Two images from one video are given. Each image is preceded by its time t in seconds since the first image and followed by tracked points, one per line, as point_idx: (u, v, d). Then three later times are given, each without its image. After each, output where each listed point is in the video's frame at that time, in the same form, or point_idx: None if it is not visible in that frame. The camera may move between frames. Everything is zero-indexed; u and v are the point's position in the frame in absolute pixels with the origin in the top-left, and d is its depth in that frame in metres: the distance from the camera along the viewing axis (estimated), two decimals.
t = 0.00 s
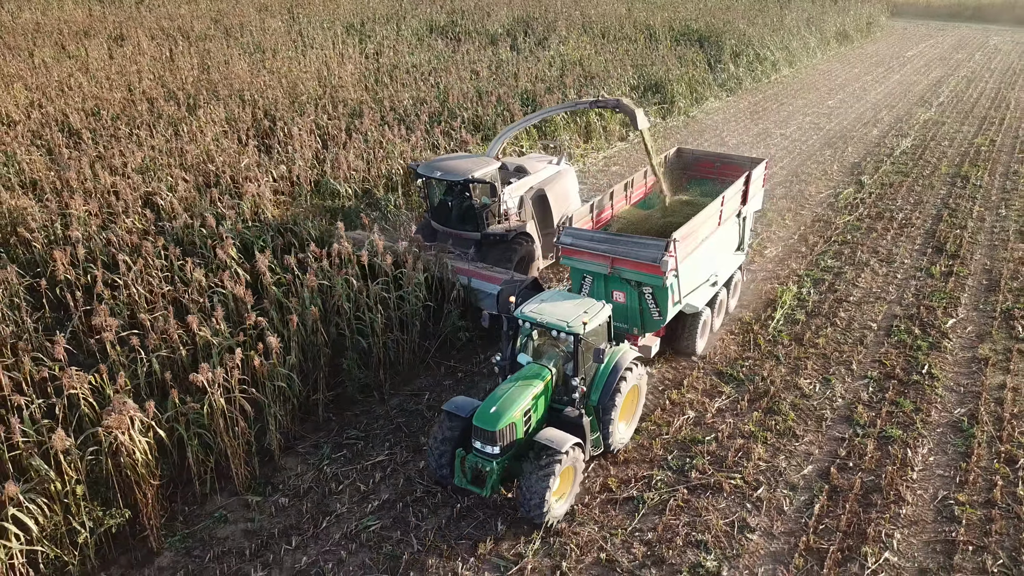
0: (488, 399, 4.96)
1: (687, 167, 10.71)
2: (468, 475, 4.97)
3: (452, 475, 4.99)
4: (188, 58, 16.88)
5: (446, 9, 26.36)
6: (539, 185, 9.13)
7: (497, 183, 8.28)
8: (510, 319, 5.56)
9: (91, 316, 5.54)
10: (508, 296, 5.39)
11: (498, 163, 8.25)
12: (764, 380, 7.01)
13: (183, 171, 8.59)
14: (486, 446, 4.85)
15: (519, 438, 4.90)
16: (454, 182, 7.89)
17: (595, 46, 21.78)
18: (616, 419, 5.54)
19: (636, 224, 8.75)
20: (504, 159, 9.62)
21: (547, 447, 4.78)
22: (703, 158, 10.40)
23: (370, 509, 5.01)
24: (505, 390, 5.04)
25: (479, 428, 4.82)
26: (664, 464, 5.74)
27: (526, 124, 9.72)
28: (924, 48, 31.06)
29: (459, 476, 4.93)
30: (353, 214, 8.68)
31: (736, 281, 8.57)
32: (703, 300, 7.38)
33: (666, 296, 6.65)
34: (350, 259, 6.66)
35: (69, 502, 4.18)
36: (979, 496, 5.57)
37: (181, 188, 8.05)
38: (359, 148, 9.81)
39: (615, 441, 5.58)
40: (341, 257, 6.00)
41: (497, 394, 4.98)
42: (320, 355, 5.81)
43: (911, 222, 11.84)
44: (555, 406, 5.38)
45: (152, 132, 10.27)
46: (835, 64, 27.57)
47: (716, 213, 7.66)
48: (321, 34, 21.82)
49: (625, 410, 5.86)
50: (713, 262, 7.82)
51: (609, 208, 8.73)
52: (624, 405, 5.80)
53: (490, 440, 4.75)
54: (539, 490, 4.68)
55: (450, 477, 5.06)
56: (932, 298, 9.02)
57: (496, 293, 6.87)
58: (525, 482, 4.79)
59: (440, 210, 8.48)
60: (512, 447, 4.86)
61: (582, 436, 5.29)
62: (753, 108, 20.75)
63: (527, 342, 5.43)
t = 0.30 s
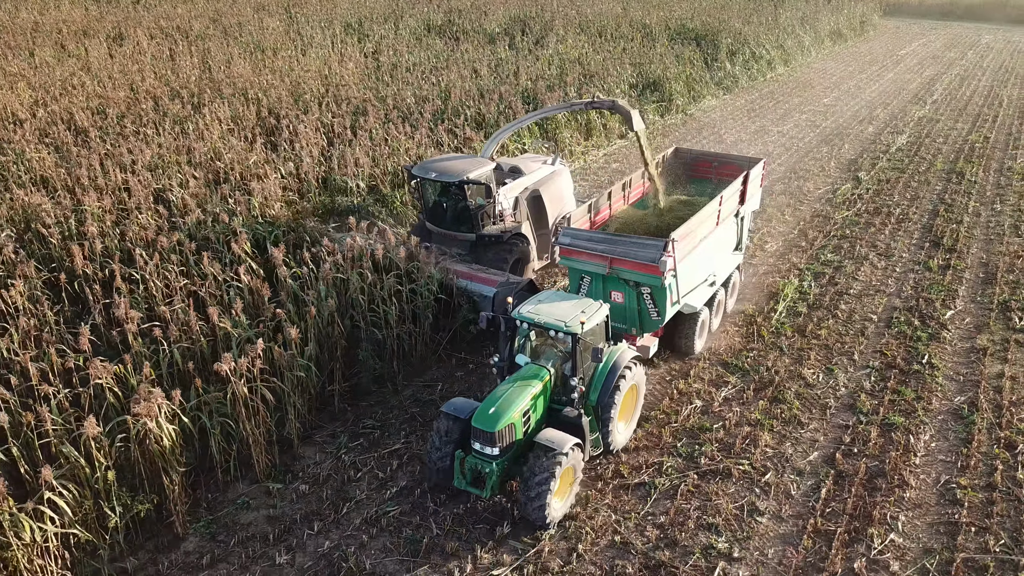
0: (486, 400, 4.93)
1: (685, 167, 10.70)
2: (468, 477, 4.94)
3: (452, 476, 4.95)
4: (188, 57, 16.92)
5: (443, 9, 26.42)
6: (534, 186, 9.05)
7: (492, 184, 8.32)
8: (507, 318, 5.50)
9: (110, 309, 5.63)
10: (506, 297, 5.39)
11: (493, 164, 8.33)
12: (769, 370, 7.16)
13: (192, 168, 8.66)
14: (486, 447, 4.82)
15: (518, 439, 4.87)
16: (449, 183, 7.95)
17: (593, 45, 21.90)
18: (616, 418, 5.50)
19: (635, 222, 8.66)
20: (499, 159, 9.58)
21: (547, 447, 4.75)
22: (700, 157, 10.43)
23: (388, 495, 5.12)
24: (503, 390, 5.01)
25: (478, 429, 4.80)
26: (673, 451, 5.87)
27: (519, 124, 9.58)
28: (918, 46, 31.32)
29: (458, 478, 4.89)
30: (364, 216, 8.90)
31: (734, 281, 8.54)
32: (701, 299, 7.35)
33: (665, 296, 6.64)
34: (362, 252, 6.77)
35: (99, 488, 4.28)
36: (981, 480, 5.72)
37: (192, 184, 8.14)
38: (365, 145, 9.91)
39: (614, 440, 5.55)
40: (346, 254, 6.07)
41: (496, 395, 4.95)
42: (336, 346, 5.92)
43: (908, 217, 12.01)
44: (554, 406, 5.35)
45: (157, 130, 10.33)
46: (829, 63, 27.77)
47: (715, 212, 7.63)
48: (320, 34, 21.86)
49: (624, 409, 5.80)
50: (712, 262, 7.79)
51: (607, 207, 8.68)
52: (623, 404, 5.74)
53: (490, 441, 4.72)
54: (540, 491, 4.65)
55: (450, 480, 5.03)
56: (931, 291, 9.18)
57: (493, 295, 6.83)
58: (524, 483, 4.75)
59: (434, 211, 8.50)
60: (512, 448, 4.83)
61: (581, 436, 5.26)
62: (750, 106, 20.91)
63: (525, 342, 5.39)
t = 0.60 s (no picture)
0: (486, 402, 4.89)
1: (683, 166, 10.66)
2: (468, 479, 4.91)
3: (452, 479, 4.92)
4: (187, 56, 16.95)
5: (440, 8, 26.47)
6: (528, 187, 9.07)
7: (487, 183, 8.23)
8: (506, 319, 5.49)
9: (127, 303, 5.71)
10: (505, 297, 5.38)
11: (488, 164, 8.21)
12: (772, 360, 7.31)
13: (200, 165, 8.74)
14: (486, 449, 4.78)
15: (518, 441, 4.84)
16: (444, 183, 7.86)
17: (590, 44, 22.02)
18: (615, 419, 5.48)
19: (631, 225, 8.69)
20: (494, 160, 9.59)
21: (547, 449, 4.72)
22: (699, 156, 10.39)
23: (406, 482, 5.23)
24: (502, 392, 4.97)
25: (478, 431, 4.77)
26: (682, 438, 6.01)
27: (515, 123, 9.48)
28: (910, 45, 31.56)
29: (458, 480, 4.86)
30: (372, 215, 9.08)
31: (731, 281, 8.57)
32: (699, 299, 7.35)
33: (663, 296, 6.68)
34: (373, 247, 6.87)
35: (127, 475, 4.38)
36: (981, 465, 5.87)
37: (201, 181, 8.23)
38: (370, 143, 10.01)
39: (615, 442, 5.52)
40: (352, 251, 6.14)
41: (495, 397, 4.93)
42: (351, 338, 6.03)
43: (905, 213, 12.17)
44: (553, 407, 5.34)
45: (163, 128, 10.39)
46: (823, 62, 27.98)
47: (712, 213, 7.64)
48: (318, 33, 21.90)
49: (623, 410, 5.78)
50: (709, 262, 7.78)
51: (605, 208, 8.74)
52: (622, 405, 5.73)
53: (490, 444, 4.67)
54: (541, 493, 4.62)
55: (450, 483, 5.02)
56: (928, 283, 9.35)
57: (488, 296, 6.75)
58: (525, 485, 4.72)
59: (429, 211, 8.39)
60: (512, 450, 4.80)
61: (581, 438, 5.24)
62: (746, 104, 21.08)
63: (524, 343, 5.37)
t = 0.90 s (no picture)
0: (485, 404, 4.86)
1: (680, 166, 10.53)
2: (468, 482, 4.87)
3: (452, 482, 4.89)
4: (187, 55, 16.98)
5: (436, 8, 26.52)
6: (523, 186, 8.79)
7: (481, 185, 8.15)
8: (505, 321, 5.47)
9: (145, 297, 5.81)
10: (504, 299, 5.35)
11: (480, 165, 8.12)
12: (775, 352, 7.45)
13: (207, 162, 8.81)
14: (485, 452, 4.75)
15: (519, 443, 4.80)
16: (438, 184, 7.78)
17: (587, 43, 22.16)
18: (615, 421, 5.44)
19: (630, 224, 8.65)
20: (486, 161, 9.33)
21: (547, 451, 4.68)
22: (696, 156, 10.24)
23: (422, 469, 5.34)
24: (502, 394, 4.93)
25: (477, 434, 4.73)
26: (689, 427, 6.15)
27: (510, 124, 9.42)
28: (903, 44, 31.80)
29: (458, 483, 4.82)
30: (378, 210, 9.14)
31: (729, 281, 8.46)
32: (698, 300, 7.26)
33: (663, 298, 6.57)
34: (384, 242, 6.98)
35: (154, 462, 4.48)
36: (981, 450, 6.02)
37: (210, 179, 8.32)
38: (375, 141, 10.12)
39: (614, 443, 5.48)
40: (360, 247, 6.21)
41: (495, 399, 4.88)
42: (365, 331, 6.15)
43: (901, 208, 12.34)
44: (553, 409, 5.31)
45: (168, 126, 10.47)
46: (817, 60, 28.19)
47: (712, 212, 7.51)
48: (316, 32, 21.95)
49: (622, 411, 5.74)
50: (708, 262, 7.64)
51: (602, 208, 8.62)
52: (621, 407, 5.68)
53: (490, 446, 4.64)
54: (540, 495, 4.59)
55: (450, 485, 4.98)
56: (925, 277, 9.50)
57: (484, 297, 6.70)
58: (525, 488, 4.68)
59: (422, 213, 8.29)
60: (511, 452, 4.77)
61: (580, 439, 5.21)
62: (743, 102, 21.25)
63: (522, 344, 5.34)
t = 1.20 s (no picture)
0: (484, 406, 4.83)
1: (677, 166, 10.53)
2: (467, 485, 4.84)
3: (451, 485, 4.86)
4: (187, 54, 17.02)
5: (433, 7, 26.59)
6: (518, 187, 8.77)
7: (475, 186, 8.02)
8: (504, 323, 5.45)
9: (161, 292, 5.91)
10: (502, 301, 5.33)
11: (475, 166, 8.02)
12: (778, 343, 7.60)
13: (215, 159, 8.88)
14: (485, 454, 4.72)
15: (518, 445, 4.78)
16: (432, 185, 7.63)
17: (584, 42, 22.30)
18: (614, 423, 5.40)
19: (627, 225, 8.66)
20: (481, 160, 9.18)
21: (547, 453, 4.65)
22: (692, 157, 10.24)
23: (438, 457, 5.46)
24: (501, 396, 4.90)
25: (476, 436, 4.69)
26: (696, 416, 6.29)
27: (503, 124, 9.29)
28: (896, 43, 32.07)
29: (457, 486, 4.80)
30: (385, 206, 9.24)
31: (727, 282, 8.40)
32: (695, 300, 7.20)
33: (661, 298, 6.55)
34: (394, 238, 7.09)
35: (178, 449, 4.59)
36: (980, 437, 6.18)
37: (219, 175, 8.42)
38: (379, 139, 10.23)
39: (613, 445, 5.44)
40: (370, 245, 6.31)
41: (494, 401, 4.84)
42: (378, 324, 6.26)
43: (898, 204, 12.52)
44: (552, 411, 5.26)
45: (174, 124, 10.54)
46: (812, 59, 28.40)
47: (708, 213, 7.49)
48: (314, 31, 22.02)
49: (621, 414, 5.69)
50: (705, 262, 7.63)
51: (598, 210, 8.58)
52: (620, 409, 5.63)
53: (489, 448, 4.61)
54: (540, 498, 4.55)
55: (449, 488, 4.94)
56: (923, 271, 9.66)
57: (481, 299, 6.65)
58: (524, 490, 4.65)
59: (416, 214, 8.11)
60: (511, 455, 4.74)
61: (580, 441, 5.15)
62: (739, 100, 21.42)
63: (521, 346, 5.31)
